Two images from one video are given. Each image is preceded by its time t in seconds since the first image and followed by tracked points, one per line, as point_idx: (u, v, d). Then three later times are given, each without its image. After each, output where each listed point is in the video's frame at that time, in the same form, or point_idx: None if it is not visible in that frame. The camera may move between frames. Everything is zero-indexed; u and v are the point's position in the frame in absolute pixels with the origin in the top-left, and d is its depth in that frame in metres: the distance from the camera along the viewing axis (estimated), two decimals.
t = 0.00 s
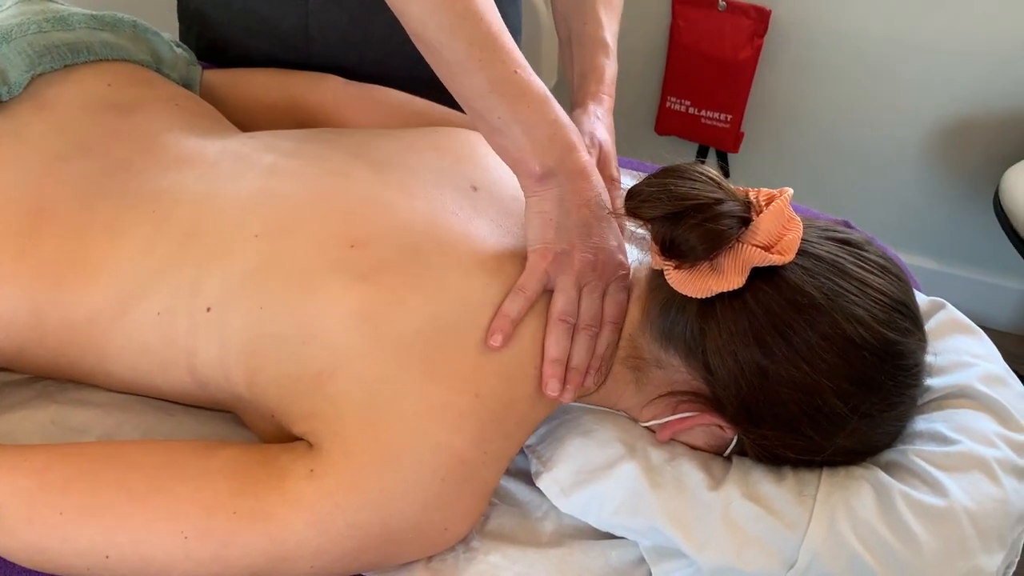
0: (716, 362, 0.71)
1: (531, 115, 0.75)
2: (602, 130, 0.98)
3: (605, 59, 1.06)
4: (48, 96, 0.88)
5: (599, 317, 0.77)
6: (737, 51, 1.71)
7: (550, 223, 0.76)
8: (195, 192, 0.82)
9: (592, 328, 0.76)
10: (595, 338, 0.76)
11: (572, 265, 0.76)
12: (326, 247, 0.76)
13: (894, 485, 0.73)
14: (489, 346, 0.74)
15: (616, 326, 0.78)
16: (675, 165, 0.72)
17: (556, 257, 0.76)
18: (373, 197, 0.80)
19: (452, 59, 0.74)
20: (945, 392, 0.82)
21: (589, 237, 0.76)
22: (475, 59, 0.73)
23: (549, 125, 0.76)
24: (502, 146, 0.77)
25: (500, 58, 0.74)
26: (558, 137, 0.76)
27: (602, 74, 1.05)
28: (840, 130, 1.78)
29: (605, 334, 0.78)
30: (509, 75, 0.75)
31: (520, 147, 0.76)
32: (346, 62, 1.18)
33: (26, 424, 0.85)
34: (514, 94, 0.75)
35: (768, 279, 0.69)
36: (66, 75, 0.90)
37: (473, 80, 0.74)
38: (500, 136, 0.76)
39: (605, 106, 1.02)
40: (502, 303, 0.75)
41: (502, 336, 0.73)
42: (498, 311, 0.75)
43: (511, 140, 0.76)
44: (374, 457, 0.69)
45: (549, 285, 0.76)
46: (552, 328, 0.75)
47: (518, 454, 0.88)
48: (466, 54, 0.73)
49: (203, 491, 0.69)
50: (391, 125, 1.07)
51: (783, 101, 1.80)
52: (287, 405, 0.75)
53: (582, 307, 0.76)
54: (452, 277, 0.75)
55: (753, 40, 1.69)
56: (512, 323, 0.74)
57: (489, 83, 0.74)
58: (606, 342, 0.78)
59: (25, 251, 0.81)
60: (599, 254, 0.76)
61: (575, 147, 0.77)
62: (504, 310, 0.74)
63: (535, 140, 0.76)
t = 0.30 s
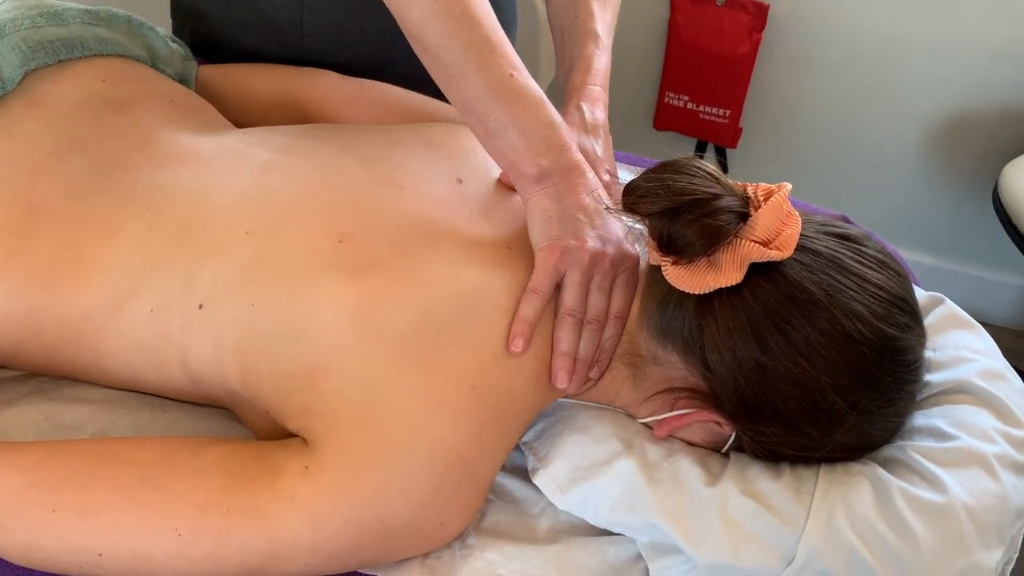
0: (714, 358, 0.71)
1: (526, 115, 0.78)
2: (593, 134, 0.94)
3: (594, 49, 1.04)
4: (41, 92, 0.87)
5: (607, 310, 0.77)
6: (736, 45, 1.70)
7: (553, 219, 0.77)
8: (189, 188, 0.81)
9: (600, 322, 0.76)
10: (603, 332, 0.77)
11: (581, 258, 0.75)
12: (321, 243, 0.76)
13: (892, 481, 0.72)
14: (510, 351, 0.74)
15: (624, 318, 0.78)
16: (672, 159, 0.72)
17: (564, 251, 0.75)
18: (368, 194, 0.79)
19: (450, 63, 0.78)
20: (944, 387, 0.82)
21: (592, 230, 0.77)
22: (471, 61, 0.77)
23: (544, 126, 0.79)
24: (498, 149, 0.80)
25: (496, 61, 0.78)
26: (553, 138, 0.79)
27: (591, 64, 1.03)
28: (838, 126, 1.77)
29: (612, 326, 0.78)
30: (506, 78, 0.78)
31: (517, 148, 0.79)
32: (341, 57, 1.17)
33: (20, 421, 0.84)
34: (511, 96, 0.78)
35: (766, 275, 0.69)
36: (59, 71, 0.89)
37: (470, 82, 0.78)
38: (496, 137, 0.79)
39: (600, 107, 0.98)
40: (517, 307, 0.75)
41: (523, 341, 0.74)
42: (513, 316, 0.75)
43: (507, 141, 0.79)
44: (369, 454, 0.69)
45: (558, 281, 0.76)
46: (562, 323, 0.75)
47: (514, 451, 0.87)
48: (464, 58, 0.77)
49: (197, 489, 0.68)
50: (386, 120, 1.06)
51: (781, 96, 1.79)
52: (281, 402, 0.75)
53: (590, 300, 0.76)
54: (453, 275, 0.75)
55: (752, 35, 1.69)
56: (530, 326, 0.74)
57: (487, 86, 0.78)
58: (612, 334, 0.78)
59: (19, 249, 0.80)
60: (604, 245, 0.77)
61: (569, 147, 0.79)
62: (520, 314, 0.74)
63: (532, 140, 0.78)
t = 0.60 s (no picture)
0: (716, 351, 0.70)
1: (486, 100, 0.72)
2: (601, 151, 0.93)
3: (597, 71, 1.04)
4: (38, 84, 0.87)
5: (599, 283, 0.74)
6: (736, 39, 1.69)
7: (528, 207, 0.72)
8: (187, 180, 0.81)
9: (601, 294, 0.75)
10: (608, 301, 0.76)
11: (563, 243, 0.71)
12: (319, 235, 0.75)
13: (895, 474, 0.72)
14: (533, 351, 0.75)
15: (619, 285, 0.75)
16: (675, 150, 0.72)
17: (542, 241, 0.72)
18: (366, 188, 0.79)
19: (407, 54, 0.72)
20: (947, 379, 0.81)
21: (569, 211, 0.71)
22: (427, 50, 0.72)
23: (507, 110, 0.73)
24: (466, 139, 0.74)
25: (450, 49, 0.72)
26: (517, 122, 0.73)
27: (594, 87, 1.02)
28: (840, 119, 1.76)
29: (609, 295, 0.75)
30: (463, 63, 0.72)
31: (480, 136, 0.73)
32: (341, 49, 1.16)
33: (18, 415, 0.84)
34: (469, 80, 0.72)
35: (769, 266, 0.68)
36: (57, 63, 0.89)
37: (428, 72, 0.72)
38: (460, 127, 0.73)
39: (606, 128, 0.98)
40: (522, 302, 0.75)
41: (545, 344, 0.75)
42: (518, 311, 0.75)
43: (472, 129, 0.73)
44: (367, 447, 0.68)
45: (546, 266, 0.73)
46: (563, 305, 0.74)
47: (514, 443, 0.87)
48: (419, 46, 0.72)
49: (195, 481, 0.68)
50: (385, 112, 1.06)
51: (781, 90, 1.78)
52: (279, 395, 0.74)
53: (581, 278, 0.73)
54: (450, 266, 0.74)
55: (753, 28, 1.67)
56: (540, 322, 0.74)
57: (444, 75, 0.72)
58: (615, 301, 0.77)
59: (16, 242, 0.80)
60: (587, 225, 0.71)
61: (534, 126, 0.73)
62: (529, 314, 0.74)
63: (496, 128, 0.72)
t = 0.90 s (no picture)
0: (716, 348, 0.70)
1: (370, 61, 0.75)
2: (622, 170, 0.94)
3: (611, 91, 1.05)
4: (39, 82, 0.86)
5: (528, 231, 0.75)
6: (737, 36, 1.68)
7: (422, 164, 0.75)
8: (188, 178, 0.81)
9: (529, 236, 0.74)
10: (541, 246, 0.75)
11: (465, 194, 0.74)
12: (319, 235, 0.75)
13: (894, 472, 0.72)
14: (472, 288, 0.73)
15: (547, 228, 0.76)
16: (676, 148, 0.73)
17: (444, 199, 0.74)
18: (367, 184, 0.79)
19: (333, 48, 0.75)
20: (946, 377, 0.81)
21: (465, 164, 0.75)
22: (317, 22, 0.75)
23: (393, 66, 0.75)
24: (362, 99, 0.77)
25: (334, 18, 0.76)
26: (404, 79, 0.75)
27: (610, 108, 1.04)
28: (840, 117, 1.76)
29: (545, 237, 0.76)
30: (346, 29, 0.75)
31: (369, 95, 0.76)
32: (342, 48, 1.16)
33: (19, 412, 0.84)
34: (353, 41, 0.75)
35: (769, 264, 0.68)
36: (57, 62, 0.89)
37: (318, 42, 0.76)
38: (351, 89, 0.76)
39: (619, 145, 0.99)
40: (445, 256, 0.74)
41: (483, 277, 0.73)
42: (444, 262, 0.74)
43: (364, 89, 0.76)
44: (367, 445, 0.69)
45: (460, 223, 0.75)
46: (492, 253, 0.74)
47: (514, 440, 0.87)
48: (308, 19, 0.76)
49: (196, 478, 0.68)
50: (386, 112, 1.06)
51: (782, 87, 1.78)
52: (280, 393, 0.74)
53: (506, 228, 0.74)
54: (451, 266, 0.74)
55: (753, 25, 1.67)
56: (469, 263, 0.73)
57: (329, 43, 0.76)
58: (556, 247, 0.77)
59: (16, 240, 0.79)
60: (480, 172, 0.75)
61: (423, 77, 0.76)
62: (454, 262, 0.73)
63: (382, 86, 0.75)
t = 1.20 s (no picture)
0: (716, 345, 0.71)
1: (374, 28, 0.85)
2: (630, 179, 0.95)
3: (624, 99, 1.05)
4: (43, 82, 0.86)
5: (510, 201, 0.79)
6: (738, 35, 1.68)
7: (420, 124, 0.82)
8: (191, 177, 0.81)
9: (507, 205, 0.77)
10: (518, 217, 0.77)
11: (450, 155, 0.79)
12: (321, 234, 0.75)
13: (894, 469, 0.72)
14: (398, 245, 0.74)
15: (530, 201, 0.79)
16: (677, 147, 0.73)
17: (434, 158, 0.79)
18: (369, 183, 0.79)
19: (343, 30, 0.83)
20: (945, 374, 0.82)
21: (460, 130, 0.81)
22: None
23: (395, 34, 0.85)
24: (369, 67, 0.86)
25: None
26: (408, 43, 0.84)
27: (622, 115, 1.03)
28: (841, 116, 1.77)
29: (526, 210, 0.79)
30: None
31: (375, 59, 0.85)
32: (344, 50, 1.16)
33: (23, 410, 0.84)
34: (356, 9, 0.85)
35: (768, 261, 0.69)
36: (61, 62, 0.89)
37: (324, 12, 0.85)
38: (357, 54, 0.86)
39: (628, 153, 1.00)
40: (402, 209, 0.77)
41: (407, 232, 0.74)
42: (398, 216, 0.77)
43: (369, 53, 0.85)
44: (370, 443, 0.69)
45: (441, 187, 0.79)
46: (464, 214, 0.77)
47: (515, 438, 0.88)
48: None
49: (200, 475, 0.68)
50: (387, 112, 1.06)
51: (782, 87, 1.79)
52: (283, 391, 0.75)
53: (487, 193, 0.78)
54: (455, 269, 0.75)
55: (754, 24, 1.67)
56: (415, 218, 0.76)
57: (333, 11, 0.85)
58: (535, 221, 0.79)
59: (21, 241, 0.80)
60: (475, 142, 0.81)
61: (427, 45, 0.84)
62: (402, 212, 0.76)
63: (387, 49, 0.84)
